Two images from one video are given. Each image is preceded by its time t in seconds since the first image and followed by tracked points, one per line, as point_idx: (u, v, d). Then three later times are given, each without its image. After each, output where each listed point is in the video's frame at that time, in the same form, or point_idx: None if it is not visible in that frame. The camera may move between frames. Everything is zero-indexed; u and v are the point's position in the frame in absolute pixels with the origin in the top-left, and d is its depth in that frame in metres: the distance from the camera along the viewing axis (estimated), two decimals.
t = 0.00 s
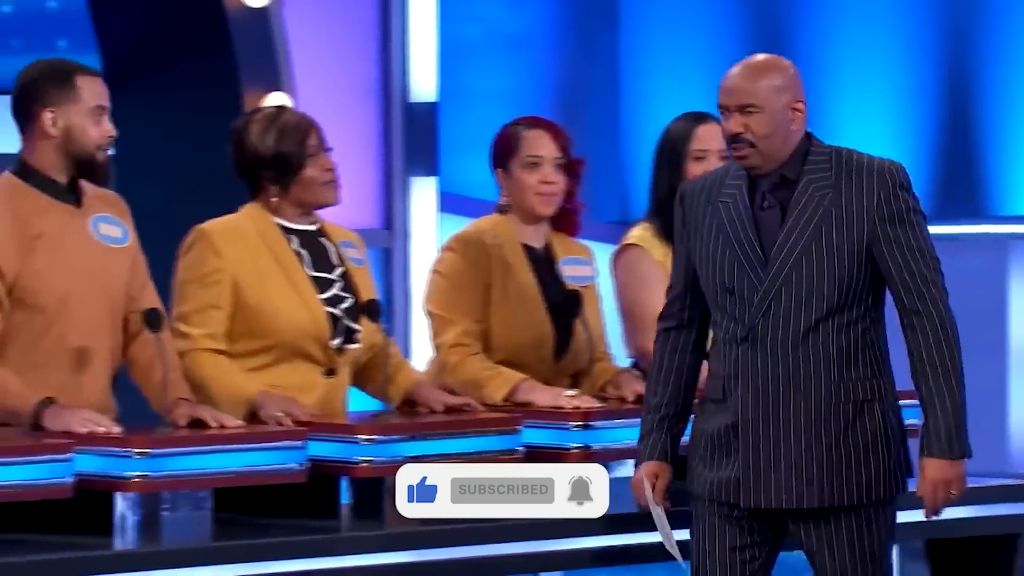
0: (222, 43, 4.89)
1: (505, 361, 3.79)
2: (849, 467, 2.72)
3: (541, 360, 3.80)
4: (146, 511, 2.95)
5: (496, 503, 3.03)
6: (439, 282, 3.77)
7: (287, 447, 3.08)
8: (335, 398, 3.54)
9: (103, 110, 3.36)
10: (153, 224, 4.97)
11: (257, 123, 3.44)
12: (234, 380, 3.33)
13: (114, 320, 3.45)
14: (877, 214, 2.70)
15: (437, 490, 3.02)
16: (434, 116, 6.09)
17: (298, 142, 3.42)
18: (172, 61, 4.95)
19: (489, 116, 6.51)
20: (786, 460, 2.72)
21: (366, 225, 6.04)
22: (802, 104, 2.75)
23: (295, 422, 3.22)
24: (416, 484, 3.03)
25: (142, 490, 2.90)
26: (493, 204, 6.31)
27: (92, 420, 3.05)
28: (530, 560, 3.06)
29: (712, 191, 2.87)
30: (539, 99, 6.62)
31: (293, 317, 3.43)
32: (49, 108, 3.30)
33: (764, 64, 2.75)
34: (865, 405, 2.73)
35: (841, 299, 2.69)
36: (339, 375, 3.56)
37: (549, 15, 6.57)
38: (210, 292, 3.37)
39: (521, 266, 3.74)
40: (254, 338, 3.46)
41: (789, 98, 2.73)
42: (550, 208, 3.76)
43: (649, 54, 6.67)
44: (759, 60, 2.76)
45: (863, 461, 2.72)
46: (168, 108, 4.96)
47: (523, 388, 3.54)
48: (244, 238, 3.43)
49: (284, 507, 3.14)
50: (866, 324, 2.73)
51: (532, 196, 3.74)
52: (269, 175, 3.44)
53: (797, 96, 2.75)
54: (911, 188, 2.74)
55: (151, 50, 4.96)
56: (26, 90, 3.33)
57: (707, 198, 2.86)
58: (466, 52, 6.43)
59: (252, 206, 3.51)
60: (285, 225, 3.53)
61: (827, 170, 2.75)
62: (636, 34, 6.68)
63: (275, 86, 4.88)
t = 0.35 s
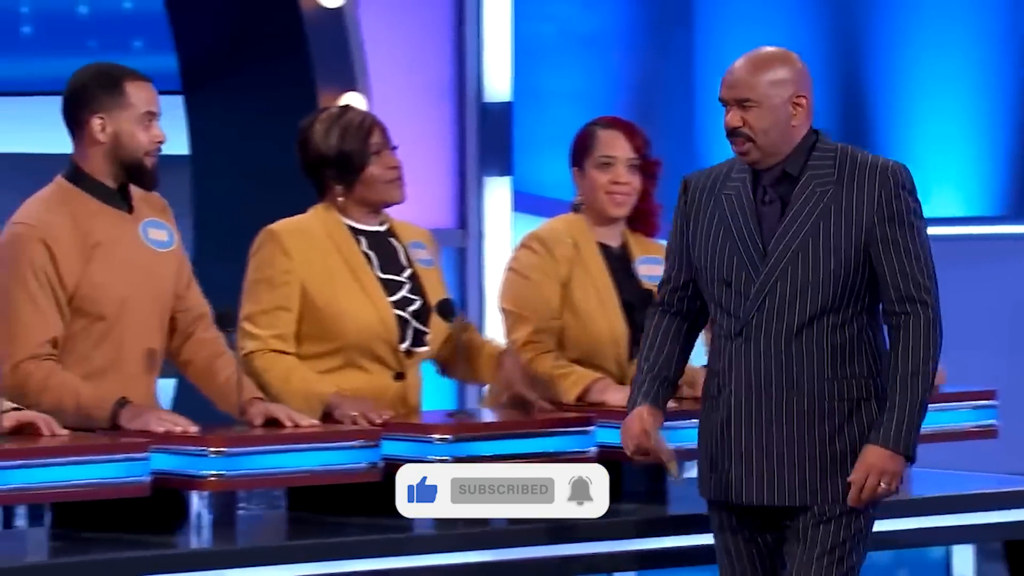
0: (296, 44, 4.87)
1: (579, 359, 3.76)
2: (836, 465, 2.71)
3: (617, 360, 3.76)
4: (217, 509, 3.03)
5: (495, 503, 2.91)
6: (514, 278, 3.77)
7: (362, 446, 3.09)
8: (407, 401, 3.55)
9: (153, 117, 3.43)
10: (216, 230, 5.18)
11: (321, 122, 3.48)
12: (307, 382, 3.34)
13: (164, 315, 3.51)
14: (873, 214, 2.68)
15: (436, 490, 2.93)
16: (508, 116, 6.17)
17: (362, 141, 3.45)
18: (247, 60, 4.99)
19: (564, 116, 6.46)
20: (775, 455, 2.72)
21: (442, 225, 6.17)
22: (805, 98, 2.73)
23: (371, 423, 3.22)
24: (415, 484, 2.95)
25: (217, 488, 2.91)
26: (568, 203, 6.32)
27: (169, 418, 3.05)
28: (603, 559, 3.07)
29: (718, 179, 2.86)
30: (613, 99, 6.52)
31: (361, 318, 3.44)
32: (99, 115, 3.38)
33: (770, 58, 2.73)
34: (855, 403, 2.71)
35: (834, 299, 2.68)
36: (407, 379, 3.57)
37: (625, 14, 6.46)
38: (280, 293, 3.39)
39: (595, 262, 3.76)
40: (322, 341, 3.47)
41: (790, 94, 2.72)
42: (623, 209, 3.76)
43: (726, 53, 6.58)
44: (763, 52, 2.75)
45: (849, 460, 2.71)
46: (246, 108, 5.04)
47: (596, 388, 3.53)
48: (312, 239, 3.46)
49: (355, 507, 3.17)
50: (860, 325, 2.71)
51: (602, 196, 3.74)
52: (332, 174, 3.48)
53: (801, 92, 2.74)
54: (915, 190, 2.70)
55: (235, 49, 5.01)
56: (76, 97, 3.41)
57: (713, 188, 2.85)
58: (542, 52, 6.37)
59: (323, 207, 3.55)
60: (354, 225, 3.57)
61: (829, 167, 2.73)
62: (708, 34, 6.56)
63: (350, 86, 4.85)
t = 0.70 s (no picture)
0: (378, 44, 4.91)
1: (658, 359, 3.81)
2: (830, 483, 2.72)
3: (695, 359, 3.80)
4: (298, 506, 3.05)
5: (497, 503, 2.86)
6: (595, 280, 3.74)
7: (445, 445, 3.10)
8: (481, 395, 3.63)
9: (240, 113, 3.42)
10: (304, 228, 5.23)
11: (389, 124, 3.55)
12: (385, 379, 3.44)
13: (258, 309, 3.52)
14: (868, 237, 2.66)
15: (437, 490, 2.89)
16: (588, 115, 6.17)
17: (425, 140, 3.50)
18: (330, 61, 5.04)
19: (643, 114, 6.49)
20: (777, 470, 2.76)
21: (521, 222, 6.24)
22: (814, 116, 2.74)
23: (451, 420, 3.28)
24: (416, 484, 2.91)
25: (298, 484, 2.95)
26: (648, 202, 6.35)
27: (251, 414, 3.07)
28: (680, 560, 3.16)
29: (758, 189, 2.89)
30: (693, 98, 6.49)
31: (432, 315, 3.51)
32: (184, 110, 3.38)
33: (785, 75, 2.75)
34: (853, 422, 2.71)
35: (825, 318, 2.68)
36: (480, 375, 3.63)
37: (705, 11, 6.43)
38: (354, 289, 3.48)
39: (674, 263, 3.77)
40: (396, 337, 3.56)
41: (796, 111, 2.73)
42: (701, 209, 3.75)
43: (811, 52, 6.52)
44: (782, 66, 2.78)
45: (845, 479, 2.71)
46: (329, 108, 5.12)
47: (673, 386, 3.56)
48: (386, 236, 3.54)
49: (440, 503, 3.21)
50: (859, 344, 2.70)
51: (679, 194, 3.74)
52: (396, 173, 3.55)
53: (815, 110, 2.74)
54: (917, 212, 2.66)
55: (315, 49, 5.06)
56: (163, 94, 3.42)
57: (744, 200, 2.89)
58: (620, 50, 6.44)
59: (396, 205, 3.62)
60: (427, 222, 3.61)
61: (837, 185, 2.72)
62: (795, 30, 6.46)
63: (430, 85, 4.87)
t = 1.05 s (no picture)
0: (455, 44, 4.95)
1: (733, 363, 3.81)
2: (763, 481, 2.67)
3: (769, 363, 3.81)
4: (377, 505, 3.06)
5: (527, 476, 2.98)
6: (669, 282, 3.78)
7: (521, 443, 3.12)
8: (553, 392, 3.69)
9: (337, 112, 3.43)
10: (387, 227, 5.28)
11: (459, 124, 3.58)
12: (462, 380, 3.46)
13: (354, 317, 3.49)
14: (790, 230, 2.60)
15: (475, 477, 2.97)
16: (664, 114, 6.22)
17: (490, 139, 3.51)
18: (407, 61, 5.08)
19: (719, 116, 6.40)
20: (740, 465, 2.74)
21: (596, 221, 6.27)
22: (808, 112, 2.71)
23: (528, 418, 3.29)
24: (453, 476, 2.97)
25: (375, 483, 2.96)
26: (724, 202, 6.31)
27: (327, 412, 3.10)
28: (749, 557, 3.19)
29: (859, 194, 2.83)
30: (767, 100, 6.46)
31: (502, 313, 3.57)
32: (280, 108, 3.41)
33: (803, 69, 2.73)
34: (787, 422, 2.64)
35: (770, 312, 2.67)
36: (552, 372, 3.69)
37: (781, 12, 6.43)
38: (425, 287, 3.55)
39: (748, 265, 3.78)
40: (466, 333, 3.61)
41: (795, 106, 2.72)
42: (773, 209, 3.77)
43: (887, 53, 6.52)
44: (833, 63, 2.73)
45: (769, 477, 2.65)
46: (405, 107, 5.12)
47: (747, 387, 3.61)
48: (455, 234, 3.59)
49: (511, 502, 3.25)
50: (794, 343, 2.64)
51: (749, 194, 3.75)
52: (463, 171, 3.58)
53: (853, 110, 2.69)
54: (838, 210, 2.56)
55: (392, 50, 5.11)
56: (264, 93, 3.45)
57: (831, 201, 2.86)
58: (694, 52, 6.36)
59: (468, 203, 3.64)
60: (496, 220, 3.63)
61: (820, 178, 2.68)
62: (868, 29, 6.49)
63: (507, 86, 4.92)
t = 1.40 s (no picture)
0: (494, 44, 4.93)
1: (772, 362, 3.83)
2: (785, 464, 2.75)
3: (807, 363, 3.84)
4: (417, 506, 3.06)
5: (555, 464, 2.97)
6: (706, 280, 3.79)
7: (556, 443, 3.12)
8: (595, 391, 3.64)
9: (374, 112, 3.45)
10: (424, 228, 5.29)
11: (497, 127, 3.58)
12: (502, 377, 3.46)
13: (385, 309, 3.52)
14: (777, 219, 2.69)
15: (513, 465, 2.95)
16: (703, 114, 6.20)
17: (529, 139, 3.51)
18: (446, 62, 5.08)
19: (759, 115, 6.38)
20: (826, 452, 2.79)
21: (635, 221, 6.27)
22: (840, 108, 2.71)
23: (567, 418, 3.30)
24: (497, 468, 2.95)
25: (414, 483, 2.96)
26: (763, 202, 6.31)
27: (366, 412, 3.10)
28: (786, 557, 3.18)
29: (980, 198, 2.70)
30: (808, 99, 6.44)
31: (540, 310, 3.55)
32: (312, 110, 3.42)
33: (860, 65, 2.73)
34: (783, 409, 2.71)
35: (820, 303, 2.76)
36: (592, 372, 3.64)
37: (822, 11, 6.42)
38: (463, 286, 3.56)
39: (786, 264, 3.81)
40: (506, 333, 3.59)
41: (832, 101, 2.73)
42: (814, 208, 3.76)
43: (928, 50, 6.53)
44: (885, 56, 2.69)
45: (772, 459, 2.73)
46: (446, 107, 5.13)
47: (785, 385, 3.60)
48: (492, 232, 3.59)
49: (552, 503, 3.28)
50: (788, 334, 2.70)
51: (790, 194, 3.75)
52: (500, 171, 3.58)
53: (898, 106, 2.65)
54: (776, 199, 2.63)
55: (431, 51, 5.13)
56: (292, 97, 3.46)
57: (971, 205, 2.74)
58: (732, 49, 6.35)
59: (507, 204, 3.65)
60: (534, 219, 3.63)
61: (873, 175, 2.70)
62: (909, 27, 6.48)
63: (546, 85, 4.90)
